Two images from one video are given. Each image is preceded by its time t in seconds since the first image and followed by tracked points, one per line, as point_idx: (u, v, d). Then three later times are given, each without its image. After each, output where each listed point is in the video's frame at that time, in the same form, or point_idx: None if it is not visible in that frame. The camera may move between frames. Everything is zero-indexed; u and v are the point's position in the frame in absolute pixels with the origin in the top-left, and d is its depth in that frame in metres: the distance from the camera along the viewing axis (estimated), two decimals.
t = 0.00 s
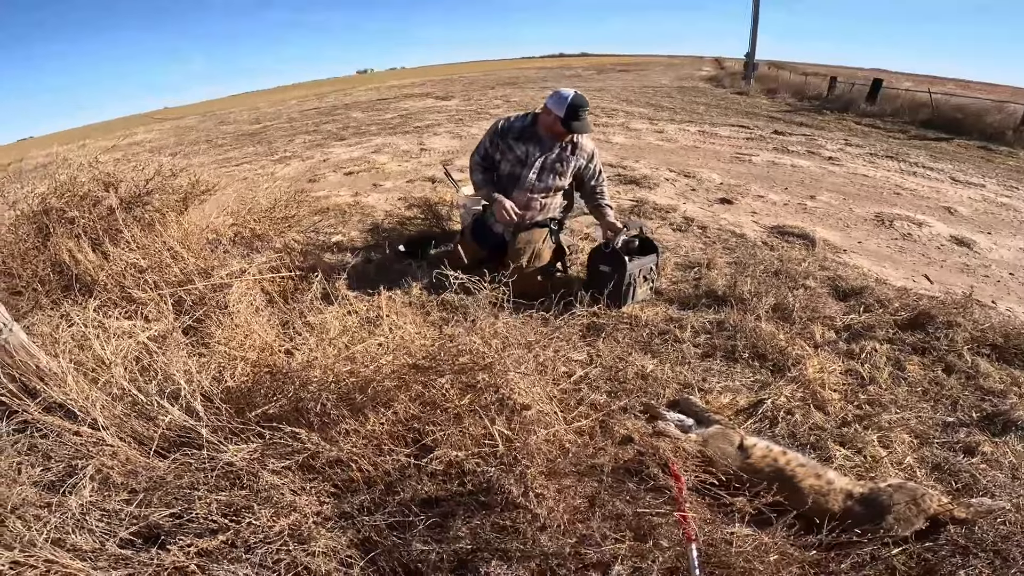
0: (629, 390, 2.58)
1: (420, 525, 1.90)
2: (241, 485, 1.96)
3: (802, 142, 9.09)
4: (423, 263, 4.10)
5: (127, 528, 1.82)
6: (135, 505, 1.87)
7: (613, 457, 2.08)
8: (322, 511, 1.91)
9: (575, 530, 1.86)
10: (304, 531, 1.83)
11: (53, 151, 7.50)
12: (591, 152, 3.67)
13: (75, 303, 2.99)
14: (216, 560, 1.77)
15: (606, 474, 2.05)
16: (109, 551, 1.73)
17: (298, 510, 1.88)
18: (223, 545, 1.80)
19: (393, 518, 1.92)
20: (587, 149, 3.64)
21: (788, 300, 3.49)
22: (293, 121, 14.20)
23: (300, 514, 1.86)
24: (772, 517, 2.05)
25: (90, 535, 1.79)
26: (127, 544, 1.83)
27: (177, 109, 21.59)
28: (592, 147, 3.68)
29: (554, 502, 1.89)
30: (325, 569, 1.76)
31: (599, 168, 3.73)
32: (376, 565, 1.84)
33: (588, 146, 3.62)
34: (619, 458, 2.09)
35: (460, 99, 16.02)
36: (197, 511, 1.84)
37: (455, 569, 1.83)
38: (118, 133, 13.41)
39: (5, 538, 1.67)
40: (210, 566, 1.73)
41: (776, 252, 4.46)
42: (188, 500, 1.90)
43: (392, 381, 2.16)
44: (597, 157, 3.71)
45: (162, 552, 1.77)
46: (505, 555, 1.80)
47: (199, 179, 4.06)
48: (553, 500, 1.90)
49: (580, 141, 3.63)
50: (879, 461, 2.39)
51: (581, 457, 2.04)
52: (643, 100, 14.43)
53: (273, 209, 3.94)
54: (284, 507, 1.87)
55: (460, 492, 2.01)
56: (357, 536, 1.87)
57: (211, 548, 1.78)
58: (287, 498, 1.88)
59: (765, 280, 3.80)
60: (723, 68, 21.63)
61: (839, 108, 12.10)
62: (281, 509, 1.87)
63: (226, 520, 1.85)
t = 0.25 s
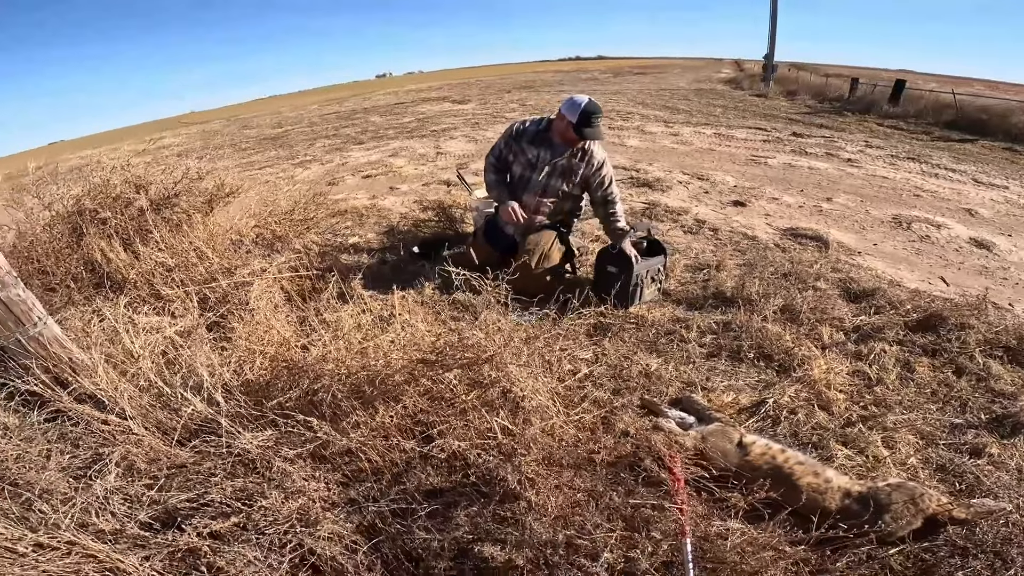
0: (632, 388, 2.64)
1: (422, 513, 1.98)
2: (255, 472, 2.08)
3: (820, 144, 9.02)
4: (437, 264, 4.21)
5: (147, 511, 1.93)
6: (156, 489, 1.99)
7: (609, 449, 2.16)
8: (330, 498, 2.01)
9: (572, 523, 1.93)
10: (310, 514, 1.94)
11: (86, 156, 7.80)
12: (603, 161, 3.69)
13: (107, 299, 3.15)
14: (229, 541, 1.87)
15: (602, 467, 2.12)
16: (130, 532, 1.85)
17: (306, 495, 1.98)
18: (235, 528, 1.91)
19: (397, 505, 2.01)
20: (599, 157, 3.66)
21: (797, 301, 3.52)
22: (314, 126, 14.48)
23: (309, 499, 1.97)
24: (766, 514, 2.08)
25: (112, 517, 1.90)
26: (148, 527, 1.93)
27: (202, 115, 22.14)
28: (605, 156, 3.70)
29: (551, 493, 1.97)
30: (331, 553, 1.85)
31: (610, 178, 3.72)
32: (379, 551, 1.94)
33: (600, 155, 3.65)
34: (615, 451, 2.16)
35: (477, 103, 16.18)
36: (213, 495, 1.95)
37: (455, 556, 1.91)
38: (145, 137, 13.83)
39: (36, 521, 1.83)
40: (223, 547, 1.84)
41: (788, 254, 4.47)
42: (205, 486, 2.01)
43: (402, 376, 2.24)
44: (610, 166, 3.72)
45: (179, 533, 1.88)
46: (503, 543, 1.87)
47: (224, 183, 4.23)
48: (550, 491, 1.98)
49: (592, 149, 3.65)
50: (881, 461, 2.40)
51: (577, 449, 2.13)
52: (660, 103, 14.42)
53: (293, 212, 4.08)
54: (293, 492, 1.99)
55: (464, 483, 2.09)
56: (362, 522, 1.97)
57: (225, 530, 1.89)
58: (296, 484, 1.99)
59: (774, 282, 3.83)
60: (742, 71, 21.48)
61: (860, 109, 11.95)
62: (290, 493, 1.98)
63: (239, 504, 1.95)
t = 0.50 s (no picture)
0: (644, 384, 2.67)
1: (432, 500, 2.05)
2: (274, 458, 2.17)
3: (845, 146, 8.89)
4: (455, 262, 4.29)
5: (170, 495, 2.02)
6: (179, 473, 2.08)
7: (614, 443, 2.22)
8: (345, 484, 2.10)
9: (580, 512, 1.99)
10: (325, 499, 2.03)
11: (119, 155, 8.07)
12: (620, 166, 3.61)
13: (141, 290, 3.29)
14: (247, 524, 1.97)
15: (608, 460, 2.19)
16: (154, 514, 1.94)
17: (321, 480, 2.07)
18: (253, 512, 2.00)
19: (409, 493, 2.08)
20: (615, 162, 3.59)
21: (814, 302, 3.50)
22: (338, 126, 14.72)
23: (324, 484, 2.06)
24: (772, 510, 2.12)
25: (138, 499, 1.99)
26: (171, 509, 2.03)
27: (230, 115, 22.65)
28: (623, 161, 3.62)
29: (558, 483, 2.04)
30: (344, 537, 1.94)
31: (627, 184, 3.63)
32: (389, 538, 2.01)
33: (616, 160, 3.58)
34: (619, 444, 2.23)
35: (498, 104, 16.27)
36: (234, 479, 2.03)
37: (462, 545, 1.98)
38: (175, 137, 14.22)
39: (65, 503, 1.93)
40: (241, 529, 1.93)
41: (808, 255, 4.44)
42: (225, 471, 2.09)
43: (418, 368, 2.32)
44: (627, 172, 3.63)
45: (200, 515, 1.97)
46: (511, 532, 1.95)
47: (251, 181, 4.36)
48: (557, 482, 2.05)
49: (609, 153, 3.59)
50: (894, 461, 2.40)
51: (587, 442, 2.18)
52: (681, 104, 14.33)
53: (316, 210, 4.19)
54: (309, 477, 2.07)
55: (474, 473, 2.17)
56: (374, 509, 2.05)
57: (244, 514, 1.99)
58: (312, 469, 2.08)
59: (792, 282, 3.81)
60: (766, 71, 21.22)
61: (888, 110, 11.73)
62: (307, 478, 2.07)
63: (258, 488, 2.04)
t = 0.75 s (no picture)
0: (662, 382, 2.70)
1: (450, 491, 2.11)
2: (299, 447, 2.25)
3: (875, 146, 8.72)
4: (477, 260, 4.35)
5: (200, 482, 2.11)
6: (210, 461, 2.19)
7: (631, 439, 2.25)
8: (367, 475, 2.16)
9: (596, 506, 2.02)
10: (347, 487, 2.09)
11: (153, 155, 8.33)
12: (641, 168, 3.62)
13: (177, 285, 3.42)
14: (272, 511, 2.07)
15: (625, 457, 2.22)
16: (186, 500, 2.04)
17: (345, 468, 2.13)
18: (279, 499, 2.09)
19: (428, 484, 2.14)
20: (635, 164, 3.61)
21: (838, 304, 3.47)
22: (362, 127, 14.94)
23: (348, 473, 2.12)
24: (787, 508, 2.13)
25: (171, 484, 2.08)
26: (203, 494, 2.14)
27: (258, 116, 23.12)
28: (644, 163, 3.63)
29: (576, 479, 2.07)
30: (364, 526, 2.01)
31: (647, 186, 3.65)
32: (408, 528, 2.09)
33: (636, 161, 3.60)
34: (635, 440, 2.27)
35: (521, 104, 16.32)
36: (260, 468, 2.10)
37: (477, 536, 2.05)
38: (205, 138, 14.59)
39: (102, 489, 2.01)
40: (266, 515, 2.02)
41: (833, 256, 4.39)
42: (253, 459, 2.17)
43: (439, 362, 2.40)
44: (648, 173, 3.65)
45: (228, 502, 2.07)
46: (528, 525, 1.99)
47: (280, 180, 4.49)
48: (574, 478, 2.08)
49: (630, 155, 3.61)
50: (915, 463, 2.38)
51: (606, 438, 2.21)
52: (706, 104, 14.19)
53: (343, 208, 4.29)
54: (333, 465, 2.13)
55: (491, 467, 2.22)
56: (394, 499, 2.11)
57: (269, 501, 2.08)
58: (336, 458, 2.13)
59: (816, 284, 3.78)
60: (794, 71, 20.86)
61: (922, 110, 11.44)
62: (332, 465, 2.12)
63: (284, 477, 2.13)
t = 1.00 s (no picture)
0: (678, 380, 2.71)
1: (465, 484, 2.14)
2: (319, 440, 2.30)
3: (901, 145, 8.55)
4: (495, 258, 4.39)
5: (224, 472, 2.16)
6: (234, 452, 2.24)
7: (646, 436, 2.27)
8: (385, 467, 2.21)
9: (609, 501, 2.05)
10: (365, 479, 2.14)
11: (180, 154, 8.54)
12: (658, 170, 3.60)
13: (204, 281, 3.52)
14: (292, 502, 2.11)
15: (640, 453, 2.24)
16: (210, 490, 2.10)
17: (364, 461, 2.18)
18: (298, 490, 2.14)
19: (444, 478, 2.17)
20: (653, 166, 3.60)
21: (860, 304, 3.43)
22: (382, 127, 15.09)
23: (366, 465, 2.17)
24: (800, 506, 2.14)
25: (197, 474, 2.14)
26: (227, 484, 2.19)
27: (280, 116, 23.49)
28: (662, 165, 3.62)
29: (590, 475, 2.10)
30: (381, 519, 2.05)
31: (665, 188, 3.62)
32: (423, 521, 2.13)
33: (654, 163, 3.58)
34: (651, 437, 2.27)
35: (539, 103, 16.32)
36: (282, 460, 2.16)
37: (491, 530, 2.08)
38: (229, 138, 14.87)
39: (132, 479, 2.09)
40: (285, 506, 2.07)
41: (856, 256, 4.33)
42: (274, 451, 2.22)
43: (457, 358, 2.44)
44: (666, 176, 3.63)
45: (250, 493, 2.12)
46: (543, 519, 2.01)
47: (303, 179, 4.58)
48: (588, 474, 2.10)
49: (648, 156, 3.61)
50: (934, 464, 2.36)
51: (621, 435, 2.23)
52: (727, 102, 14.03)
53: (364, 207, 4.37)
54: (352, 457, 2.18)
55: (507, 462, 2.24)
56: (410, 492, 2.16)
57: (289, 492, 2.13)
58: (356, 450, 2.19)
59: (837, 283, 3.74)
60: (818, 69, 20.50)
61: (951, 109, 11.17)
62: (351, 457, 2.18)
63: (304, 468, 2.17)
